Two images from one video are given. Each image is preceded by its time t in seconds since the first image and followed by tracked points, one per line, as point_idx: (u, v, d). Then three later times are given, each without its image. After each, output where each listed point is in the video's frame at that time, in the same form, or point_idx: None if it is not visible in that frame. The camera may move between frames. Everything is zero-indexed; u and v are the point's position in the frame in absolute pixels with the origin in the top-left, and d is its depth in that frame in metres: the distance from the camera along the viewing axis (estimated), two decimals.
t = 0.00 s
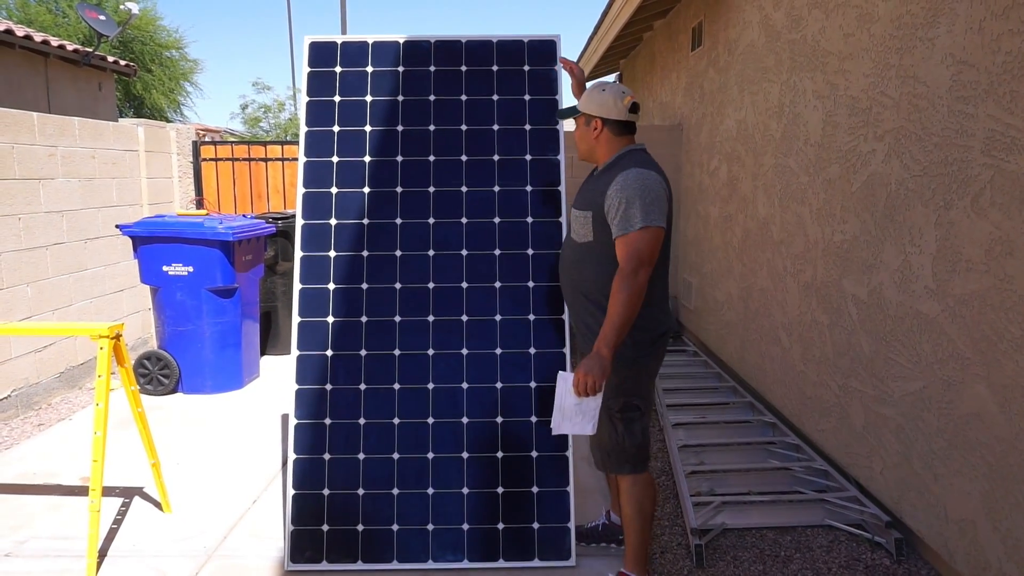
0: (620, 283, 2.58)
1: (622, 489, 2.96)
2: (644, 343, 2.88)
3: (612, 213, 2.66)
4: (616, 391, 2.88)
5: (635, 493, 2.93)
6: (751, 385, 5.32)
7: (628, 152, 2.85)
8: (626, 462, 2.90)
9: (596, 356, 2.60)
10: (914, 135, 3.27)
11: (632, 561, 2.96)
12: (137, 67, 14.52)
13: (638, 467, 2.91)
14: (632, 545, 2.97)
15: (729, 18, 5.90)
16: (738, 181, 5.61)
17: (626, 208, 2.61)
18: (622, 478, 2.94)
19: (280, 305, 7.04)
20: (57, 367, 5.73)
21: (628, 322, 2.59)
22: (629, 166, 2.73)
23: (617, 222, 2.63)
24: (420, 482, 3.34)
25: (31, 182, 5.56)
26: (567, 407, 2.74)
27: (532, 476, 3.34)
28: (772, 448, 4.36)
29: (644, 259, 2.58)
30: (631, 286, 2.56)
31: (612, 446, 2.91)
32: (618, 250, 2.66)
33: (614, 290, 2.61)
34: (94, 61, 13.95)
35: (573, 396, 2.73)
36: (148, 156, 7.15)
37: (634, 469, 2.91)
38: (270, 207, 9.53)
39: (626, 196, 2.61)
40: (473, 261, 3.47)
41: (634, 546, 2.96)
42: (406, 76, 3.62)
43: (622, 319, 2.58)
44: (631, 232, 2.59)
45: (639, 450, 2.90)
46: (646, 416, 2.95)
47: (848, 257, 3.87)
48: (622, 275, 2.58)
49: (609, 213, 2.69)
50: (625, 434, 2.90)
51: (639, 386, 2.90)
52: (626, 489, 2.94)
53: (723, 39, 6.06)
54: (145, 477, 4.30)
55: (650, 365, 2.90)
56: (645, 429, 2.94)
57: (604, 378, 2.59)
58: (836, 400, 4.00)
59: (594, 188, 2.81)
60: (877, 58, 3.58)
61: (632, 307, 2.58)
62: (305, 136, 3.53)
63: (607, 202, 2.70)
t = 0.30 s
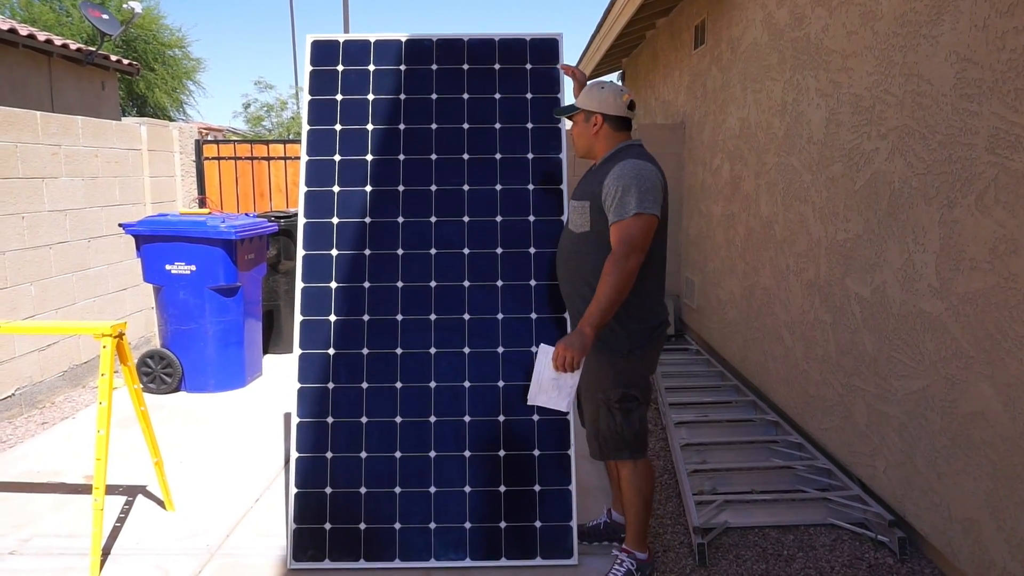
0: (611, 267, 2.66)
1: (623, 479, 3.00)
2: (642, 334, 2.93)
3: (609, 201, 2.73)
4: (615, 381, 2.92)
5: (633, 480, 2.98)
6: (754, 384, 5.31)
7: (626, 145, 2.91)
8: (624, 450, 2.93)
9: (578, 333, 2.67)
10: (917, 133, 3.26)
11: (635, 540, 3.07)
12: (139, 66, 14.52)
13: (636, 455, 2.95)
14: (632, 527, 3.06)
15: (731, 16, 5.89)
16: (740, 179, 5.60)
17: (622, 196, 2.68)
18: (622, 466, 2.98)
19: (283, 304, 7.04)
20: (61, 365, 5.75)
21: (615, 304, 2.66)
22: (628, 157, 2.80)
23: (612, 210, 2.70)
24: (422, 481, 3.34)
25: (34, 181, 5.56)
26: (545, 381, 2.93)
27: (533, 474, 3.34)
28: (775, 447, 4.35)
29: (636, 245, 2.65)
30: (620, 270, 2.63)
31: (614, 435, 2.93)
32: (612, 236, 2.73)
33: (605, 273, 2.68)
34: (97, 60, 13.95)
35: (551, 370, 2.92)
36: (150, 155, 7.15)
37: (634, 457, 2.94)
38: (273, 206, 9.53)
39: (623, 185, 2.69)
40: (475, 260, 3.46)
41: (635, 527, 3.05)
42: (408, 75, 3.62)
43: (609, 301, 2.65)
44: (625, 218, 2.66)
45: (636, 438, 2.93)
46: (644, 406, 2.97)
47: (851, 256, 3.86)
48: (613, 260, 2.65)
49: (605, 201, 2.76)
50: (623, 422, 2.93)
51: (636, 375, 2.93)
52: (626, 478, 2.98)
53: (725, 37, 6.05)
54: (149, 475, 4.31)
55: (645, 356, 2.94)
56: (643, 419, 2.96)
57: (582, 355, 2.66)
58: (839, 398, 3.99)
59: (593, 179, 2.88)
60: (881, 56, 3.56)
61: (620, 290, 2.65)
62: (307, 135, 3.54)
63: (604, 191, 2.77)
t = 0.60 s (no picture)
0: (621, 269, 2.67)
1: (627, 476, 3.02)
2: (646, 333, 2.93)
3: (618, 202, 2.73)
4: (618, 379, 2.92)
5: (635, 477, 2.99)
6: (754, 381, 5.31)
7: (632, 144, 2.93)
8: (626, 446, 2.95)
9: (587, 335, 2.68)
10: (920, 131, 3.25)
11: (636, 537, 3.07)
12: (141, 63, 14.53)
13: (639, 452, 2.97)
14: (633, 524, 3.06)
15: (733, 14, 5.88)
16: (742, 177, 5.60)
17: (631, 196, 2.69)
18: (625, 463, 3.00)
19: (284, 301, 7.05)
20: (62, 362, 5.75)
21: (623, 306, 2.68)
22: (635, 157, 2.81)
23: (621, 211, 2.71)
24: (423, 478, 3.34)
25: (36, 177, 5.56)
26: (552, 380, 2.95)
27: (534, 471, 3.34)
28: (775, 446, 4.36)
29: (646, 247, 2.66)
30: (630, 272, 2.65)
31: (620, 432, 2.94)
32: (620, 237, 2.74)
33: (613, 275, 2.70)
34: (99, 57, 13.95)
35: (558, 369, 2.94)
36: (152, 151, 7.15)
37: (636, 453, 2.96)
38: (274, 203, 9.53)
39: (632, 186, 2.69)
40: (476, 257, 3.46)
41: (635, 525, 3.06)
42: (410, 72, 3.62)
43: (618, 303, 2.67)
44: (635, 219, 2.67)
45: (637, 435, 2.95)
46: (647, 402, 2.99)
47: (853, 253, 3.86)
48: (623, 262, 2.67)
49: (613, 201, 2.76)
50: (627, 420, 2.94)
51: (638, 373, 2.94)
52: (630, 474, 3.00)
53: (728, 34, 6.04)
54: (150, 471, 4.31)
55: (648, 355, 2.95)
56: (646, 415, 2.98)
57: (591, 357, 2.67)
58: (840, 396, 3.99)
59: (599, 178, 2.88)
60: (883, 53, 3.56)
61: (630, 293, 2.67)
62: (309, 132, 3.54)
63: (612, 191, 2.77)
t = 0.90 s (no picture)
0: (651, 282, 2.70)
1: (632, 477, 3.02)
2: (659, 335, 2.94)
3: (640, 210, 2.72)
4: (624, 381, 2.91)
5: (640, 479, 3.00)
6: (756, 382, 5.31)
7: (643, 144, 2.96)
8: (637, 450, 2.95)
9: (629, 354, 2.75)
10: (922, 132, 3.25)
11: (638, 538, 3.07)
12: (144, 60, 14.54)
13: (648, 455, 2.97)
14: (636, 525, 3.06)
15: (736, 14, 5.88)
16: (744, 177, 5.60)
17: (655, 205, 2.68)
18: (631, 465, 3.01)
19: (285, 299, 7.05)
20: (64, 359, 5.76)
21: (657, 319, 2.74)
22: (651, 162, 2.80)
23: (644, 220, 2.70)
24: (424, 477, 3.34)
25: (37, 175, 5.56)
26: (599, 404, 2.81)
27: (535, 471, 3.34)
28: (776, 446, 4.35)
29: (672, 256, 2.69)
30: (661, 285, 2.69)
31: (627, 434, 2.94)
32: (643, 247, 2.74)
33: (643, 289, 2.73)
34: (101, 55, 13.97)
35: (607, 394, 2.81)
36: (154, 149, 7.15)
37: (645, 456, 2.96)
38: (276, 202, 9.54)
39: (656, 194, 2.69)
40: (478, 256, 3.46)
41: (637, 526, 3.06)
42: (413, 71, 3.62)
43: (653, 317, 2.73)
44: (660, 228, 2.67)
45: (640, 437, 2.95)
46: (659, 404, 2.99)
47: (855, 254, 3.86)
48: (652, 275, 2.70)
49: (634, 209, 2.75)
50: (639, 423, 2.94)
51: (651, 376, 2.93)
52: (635, 474, 3.00)
53: (730, 34, 6.03)
54: (151, 469, 4.32)
55: (660, 357, 2.95)
56: (658, 418, 2.99)
57: (640, 375, 2.75)
58: (842, 398, 3.99)
59: (614, 184, 2.86)
60: (886, 54, 3.55)
61: (662, 305, 2.72)
62: (311, 131, 3.54)
63: (632, 199, 2.75)
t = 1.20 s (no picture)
0: (674, 283, 2.70)
1: (639, 480, 3.03)
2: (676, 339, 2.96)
3: (668, 211, 2.73)
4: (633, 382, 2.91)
5: (649, 481, 3.01)
6: (759, 382, 5.31)
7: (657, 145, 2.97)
8: (655, 453, 2.97)
9: (638, 350, 2.70)
10: (924, 130, 3.25)
11: (642, 539, 3.07)
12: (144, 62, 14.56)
13: (665, 457, 3.00)
14: (641, 526, 3.06)
15: (737, 13, 5.88)
16: (746, 177, 5.59)
17: (684, 206, 2.70)
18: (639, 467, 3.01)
19: (287, 300, 7.06)
20: (67, 361, 5.76)
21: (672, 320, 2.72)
22: (673, 164, 2.82)
23: (672, 221, 2.72)
24: (426, 477, 3.34)
25: (39, 177, 5.57)
26: (594, 395, 2.80)
27: (537, 470, 3.34)
28: (778, 445, 4.35)
29: (697, 259, 2.70)
30: (683, 286, 2.69)
31: (643, 437, 2.95)
32: (668, 249, 2.75)
33: (665, 290, 2.73)
34: (102, 57, 13.98)
35: (605, 386, 2.79)
36: (155, 151, 7.15)
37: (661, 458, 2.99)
38: (277, 203, 9.55)
39: (685, 196, 2.71)
40: (479, 256, 3.46)
41: (642, 526, 3.07)
42: (414, 71, 3.62)
43: (668, 317, 2.71)
44: (690, 230, 2.69)
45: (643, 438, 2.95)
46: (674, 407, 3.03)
47: (857, 253, 3.86)
48: (677, 276, 2.70)
49: (661, 211, 2.75)
50: (658, 427, 2.96)
51: (670, 380, 2.94)
52: (642, 475, 3.01)
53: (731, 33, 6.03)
54: (153, 470, 4.32)
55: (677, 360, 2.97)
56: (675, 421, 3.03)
57: (643, 373, 2.68)
58: (844, 397, 3.99)
59: (636, 186, 2.85)
60: (888, 53, 3.55)
61: (681, 307, 2.71)
62: (312, 132, 3.54)
63: (660, 201, 2.76)
